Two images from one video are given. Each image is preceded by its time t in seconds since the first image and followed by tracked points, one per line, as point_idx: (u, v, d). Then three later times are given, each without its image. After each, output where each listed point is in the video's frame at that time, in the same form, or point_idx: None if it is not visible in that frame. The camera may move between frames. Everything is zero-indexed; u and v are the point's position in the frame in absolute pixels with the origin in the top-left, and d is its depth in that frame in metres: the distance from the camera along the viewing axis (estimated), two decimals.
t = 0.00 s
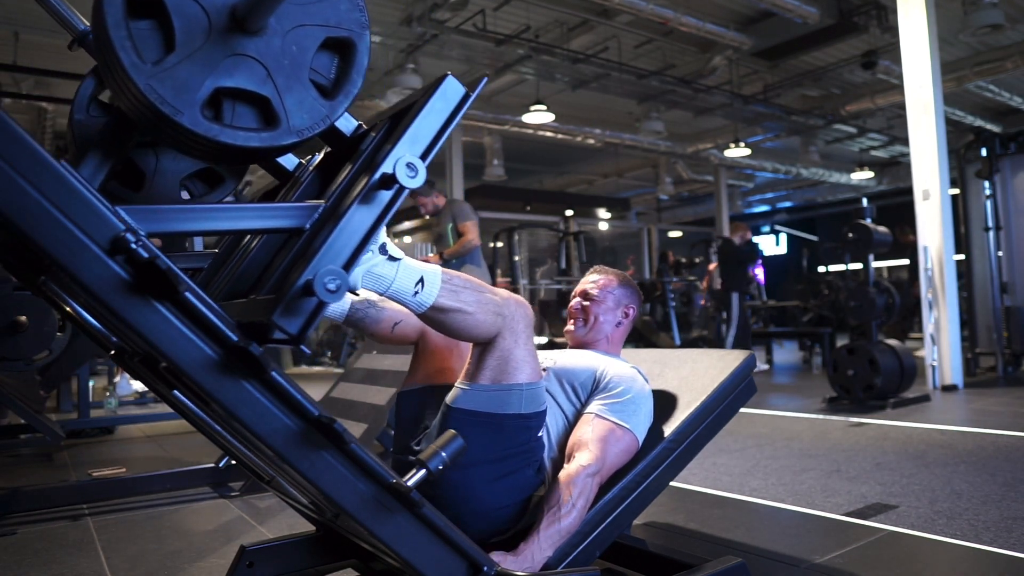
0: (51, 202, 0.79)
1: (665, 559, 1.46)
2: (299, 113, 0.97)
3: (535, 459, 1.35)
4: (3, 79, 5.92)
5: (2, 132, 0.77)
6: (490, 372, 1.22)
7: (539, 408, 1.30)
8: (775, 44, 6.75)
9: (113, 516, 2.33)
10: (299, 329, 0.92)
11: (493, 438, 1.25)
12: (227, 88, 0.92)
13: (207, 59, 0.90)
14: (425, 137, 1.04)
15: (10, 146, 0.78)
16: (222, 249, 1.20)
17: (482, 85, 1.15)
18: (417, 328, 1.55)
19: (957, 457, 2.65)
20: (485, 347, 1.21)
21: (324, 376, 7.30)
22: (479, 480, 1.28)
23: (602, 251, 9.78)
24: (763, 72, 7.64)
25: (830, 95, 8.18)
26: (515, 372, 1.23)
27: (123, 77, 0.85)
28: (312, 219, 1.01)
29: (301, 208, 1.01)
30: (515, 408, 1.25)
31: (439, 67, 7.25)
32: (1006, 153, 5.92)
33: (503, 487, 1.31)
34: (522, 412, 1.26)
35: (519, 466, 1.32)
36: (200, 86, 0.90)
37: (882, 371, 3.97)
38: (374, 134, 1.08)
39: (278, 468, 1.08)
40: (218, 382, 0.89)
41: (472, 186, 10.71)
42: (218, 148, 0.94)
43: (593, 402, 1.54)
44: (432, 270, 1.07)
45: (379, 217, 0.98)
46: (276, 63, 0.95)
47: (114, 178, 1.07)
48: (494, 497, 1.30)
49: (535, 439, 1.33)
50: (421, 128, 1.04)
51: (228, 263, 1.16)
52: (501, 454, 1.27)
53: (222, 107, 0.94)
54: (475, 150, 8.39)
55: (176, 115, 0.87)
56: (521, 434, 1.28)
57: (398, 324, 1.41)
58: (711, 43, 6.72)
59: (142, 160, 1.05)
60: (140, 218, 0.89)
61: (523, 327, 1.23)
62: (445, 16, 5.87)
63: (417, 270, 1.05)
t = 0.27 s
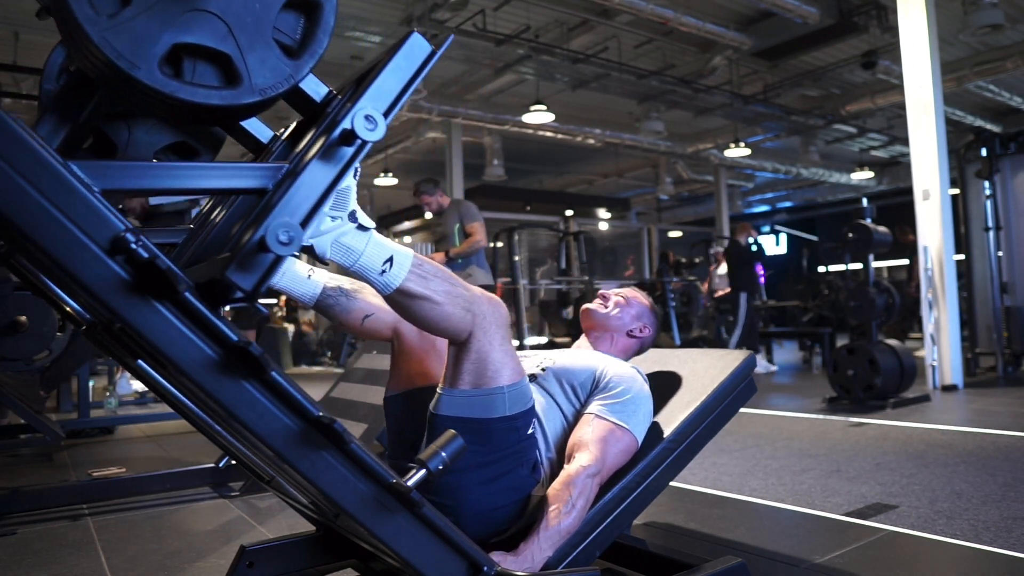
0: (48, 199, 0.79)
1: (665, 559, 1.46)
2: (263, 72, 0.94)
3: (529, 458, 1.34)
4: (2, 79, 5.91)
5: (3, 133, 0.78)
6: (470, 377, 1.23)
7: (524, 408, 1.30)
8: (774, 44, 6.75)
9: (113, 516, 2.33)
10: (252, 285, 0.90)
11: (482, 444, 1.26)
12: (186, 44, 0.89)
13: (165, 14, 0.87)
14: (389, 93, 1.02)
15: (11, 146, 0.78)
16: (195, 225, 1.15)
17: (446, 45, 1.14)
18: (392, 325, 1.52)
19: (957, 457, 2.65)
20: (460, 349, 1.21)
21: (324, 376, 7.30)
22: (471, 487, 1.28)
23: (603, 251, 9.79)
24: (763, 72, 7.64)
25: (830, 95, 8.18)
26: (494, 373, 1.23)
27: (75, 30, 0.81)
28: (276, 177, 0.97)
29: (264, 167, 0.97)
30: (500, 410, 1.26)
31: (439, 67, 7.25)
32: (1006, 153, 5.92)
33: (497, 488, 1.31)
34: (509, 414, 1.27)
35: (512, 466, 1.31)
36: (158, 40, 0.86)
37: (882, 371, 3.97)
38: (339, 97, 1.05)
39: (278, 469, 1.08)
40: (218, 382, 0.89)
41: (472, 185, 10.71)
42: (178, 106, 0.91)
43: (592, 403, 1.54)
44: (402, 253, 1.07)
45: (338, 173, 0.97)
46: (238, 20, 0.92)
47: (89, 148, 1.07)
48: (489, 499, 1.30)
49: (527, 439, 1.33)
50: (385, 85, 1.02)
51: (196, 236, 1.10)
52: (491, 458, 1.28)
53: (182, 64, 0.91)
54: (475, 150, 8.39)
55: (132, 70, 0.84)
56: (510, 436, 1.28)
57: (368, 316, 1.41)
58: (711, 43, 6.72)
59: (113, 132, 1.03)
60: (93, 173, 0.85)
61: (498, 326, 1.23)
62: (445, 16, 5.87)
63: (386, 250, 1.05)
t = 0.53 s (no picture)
0: (48, 199, 0.79)
1: (665, 559, 1.46)
2: (229, 35, 0.91)
3: (520, 457, 1.35)
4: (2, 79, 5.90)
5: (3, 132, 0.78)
6: (444, 387, 1.22)
7: (506, 408, 1.29)
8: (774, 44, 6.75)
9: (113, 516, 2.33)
10: (212, 245, 0.90)
11: (472, 451, 1.27)
12: (149, 4, 0.86)
13: None
14: (357, 53, 1.02)
15: (12, 146, 0.78)
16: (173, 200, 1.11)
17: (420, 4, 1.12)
18: (359, 332, 1.45)
19: (958, 457, 2.65)
20: (429, 357, 1.19)
21: (324, 376, 7.31)
22: (461, 491, 1.28)
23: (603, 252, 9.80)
24: (763, 72, 7.64)
25: (830, 95, 8.18)
26: (471, 379, 1.23)
27: None
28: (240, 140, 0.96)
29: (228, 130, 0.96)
30: (479, 417, 1.24)
31: (439, 67, 7.25)
32: (1006, 153, 5.92)
33: (491, 488, 1.31)
34: (492, 418, 1.26)
35: (506, 464, 1.32)
36: None
37: (882, 370, 3.96)
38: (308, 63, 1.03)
39: (278, 468, 1.08)
40: (218, 382, 0.89)
41: (472, 185, 10.72)
42: (141, 70, 0.88)
43: (591, 402, 1.53)
44: (371, 239, 1.05)
45: (303, 133, 0.97)
46: None
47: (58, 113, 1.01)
48: (483, 503, 1.30)
49: (514, 439, 1.32)
50: (353, 44, 1.02)
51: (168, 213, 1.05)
52: (480, 460, 1.28)
53: (145, 26, 0.88)
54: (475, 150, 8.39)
55: (92, 28, 0.82)
56: (494, 438, 1.28)
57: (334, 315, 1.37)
58: (711, 43, 6.72)
59: (89, 108, 0.99)
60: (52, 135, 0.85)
61: (462, 331, 1.20)
62: (445, 16, 5.87)
63: (354, 234, 1.04)
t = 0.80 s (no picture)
0: (50, 201, 0.79)
1: (664, 559, 1.46)
2: (212, 16, 0.91)
3: (512, 458, 1.35)
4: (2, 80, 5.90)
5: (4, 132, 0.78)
6: (424, 402, 1.21)
7: (490, 410, 1.29)
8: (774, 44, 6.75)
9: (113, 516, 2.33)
10: (192, 224, 0.86)
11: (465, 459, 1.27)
12: None
13: None
14: (340, 35, 1.00)
15: (12, 147, 0.78)
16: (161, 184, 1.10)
17: None
18: (333, 346, 1.35)
19: (958, 457, 2.65)
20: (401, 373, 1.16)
21: (324, 376, 7.31)
22: (457, 496, 1.27)
23: (603, 252, 9.80)
24: (763, 72, 7.64)
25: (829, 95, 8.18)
26: (450, 391, 1.23)
27: None
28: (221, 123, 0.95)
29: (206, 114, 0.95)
30: (463, 425, 1.24)
31: (439, 67, 7.25)
32: (1006, 153, 5.91)
33: (486, 489, 1.31)
34: (474, 424, 1.26)
35: (499, 466, 1.32)
36: None
37: (882, 370, 3.96)
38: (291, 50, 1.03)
39: (278, 468, 1.08)
40: (219, 382, 0.89)
41: (472, 185, 10.72)
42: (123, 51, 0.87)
43: (590, 401, 1.53)
44: (349, 240, 1.04)
45: (284, 113, 0.94)
46: None
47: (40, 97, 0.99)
48: (479, 508, 1.30)
49: (503, 441, 1.33)
50: (336, 26, 1.00)
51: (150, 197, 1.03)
52: (471, 467, 1.28)
53: (127, 6, 0.88)
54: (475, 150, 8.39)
55: (73, 7, 0.81)
56: (483, 442, 1.28)
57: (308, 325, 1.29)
58: (711, 42, 6.72)
59: (75, 95, 0.98)
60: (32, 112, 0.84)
61: (432, 347, 1.17)
62: (445, 16, 5.87)
63: (334, 231, 1.02)
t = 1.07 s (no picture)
0: (53, 204, 0.80)
1: (664, 559, 1.46)
2: (223, 28, 0.91)
3: (518, 457, 1.35)
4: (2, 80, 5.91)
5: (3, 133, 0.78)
6: (438, 392, 1.22)
7: (501, 405, 1.29)
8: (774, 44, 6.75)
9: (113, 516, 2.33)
10: (206, 238, 0.88)
11: (468, 453, 1.26)
12: None
13: None
14: (350, 47, 1.01)
15: (12, 147, 0.78)
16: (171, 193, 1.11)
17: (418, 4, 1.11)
18: (350, 337, 1.38)
19: (958, 457, 2.65)
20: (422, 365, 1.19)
21: (324, 377, 7.31)
22: (461, 493, 1.28)
23: (602, 252, 9.80)
24: (763, 72, 7.64)
25: (830, 94, 8.18)
26: (465, 383, 1.23)
27: None
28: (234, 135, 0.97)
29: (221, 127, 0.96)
30: (475, 417, 1.24)
31: (439, 67, 7.25)
32: (1006, 153, 5.91)
33: (489, 489, 1.30)
34: (486, 418, 1.25)
35: (504, 463, 1.32)
36: None
37: (882, 371, 3.96)
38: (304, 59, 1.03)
39: (278, 468, 1.08)
40: (219, 382, 0.89)
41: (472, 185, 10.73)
42: (135, 65, 0.87)
43: (591, 402, 1.53)
44: (364, 239, 1.05)
45: (297, 125, 0.95)
46: None
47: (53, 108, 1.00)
48: (481, 506, 1.30)
49: (510, 438, 1.32)
50: (345, 37, 1.01)
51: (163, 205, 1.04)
52: (475, 463, 1.27)
53: (140, 19, 0.88)
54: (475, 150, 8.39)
55: (85, 20, 0.82)
56: (491, 437, 1.27)
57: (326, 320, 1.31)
58: (711, 43, 6.72)
59: (84, 103, 0.97)
60: (44, 126, 0.84)
61: (451, 335, 1.19)
62: (445, 16, 5.87)
63: (349, 233, 1.03)
